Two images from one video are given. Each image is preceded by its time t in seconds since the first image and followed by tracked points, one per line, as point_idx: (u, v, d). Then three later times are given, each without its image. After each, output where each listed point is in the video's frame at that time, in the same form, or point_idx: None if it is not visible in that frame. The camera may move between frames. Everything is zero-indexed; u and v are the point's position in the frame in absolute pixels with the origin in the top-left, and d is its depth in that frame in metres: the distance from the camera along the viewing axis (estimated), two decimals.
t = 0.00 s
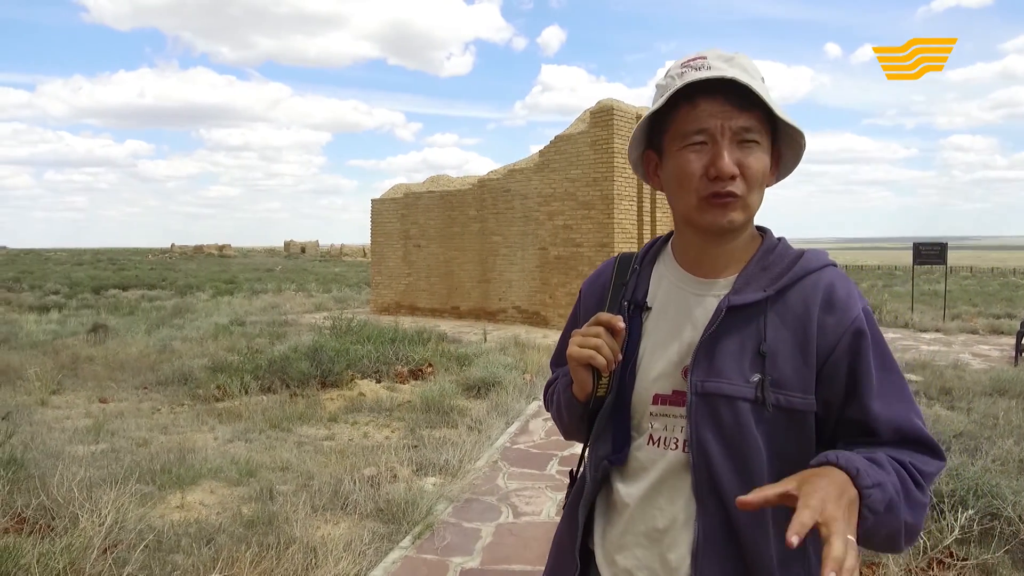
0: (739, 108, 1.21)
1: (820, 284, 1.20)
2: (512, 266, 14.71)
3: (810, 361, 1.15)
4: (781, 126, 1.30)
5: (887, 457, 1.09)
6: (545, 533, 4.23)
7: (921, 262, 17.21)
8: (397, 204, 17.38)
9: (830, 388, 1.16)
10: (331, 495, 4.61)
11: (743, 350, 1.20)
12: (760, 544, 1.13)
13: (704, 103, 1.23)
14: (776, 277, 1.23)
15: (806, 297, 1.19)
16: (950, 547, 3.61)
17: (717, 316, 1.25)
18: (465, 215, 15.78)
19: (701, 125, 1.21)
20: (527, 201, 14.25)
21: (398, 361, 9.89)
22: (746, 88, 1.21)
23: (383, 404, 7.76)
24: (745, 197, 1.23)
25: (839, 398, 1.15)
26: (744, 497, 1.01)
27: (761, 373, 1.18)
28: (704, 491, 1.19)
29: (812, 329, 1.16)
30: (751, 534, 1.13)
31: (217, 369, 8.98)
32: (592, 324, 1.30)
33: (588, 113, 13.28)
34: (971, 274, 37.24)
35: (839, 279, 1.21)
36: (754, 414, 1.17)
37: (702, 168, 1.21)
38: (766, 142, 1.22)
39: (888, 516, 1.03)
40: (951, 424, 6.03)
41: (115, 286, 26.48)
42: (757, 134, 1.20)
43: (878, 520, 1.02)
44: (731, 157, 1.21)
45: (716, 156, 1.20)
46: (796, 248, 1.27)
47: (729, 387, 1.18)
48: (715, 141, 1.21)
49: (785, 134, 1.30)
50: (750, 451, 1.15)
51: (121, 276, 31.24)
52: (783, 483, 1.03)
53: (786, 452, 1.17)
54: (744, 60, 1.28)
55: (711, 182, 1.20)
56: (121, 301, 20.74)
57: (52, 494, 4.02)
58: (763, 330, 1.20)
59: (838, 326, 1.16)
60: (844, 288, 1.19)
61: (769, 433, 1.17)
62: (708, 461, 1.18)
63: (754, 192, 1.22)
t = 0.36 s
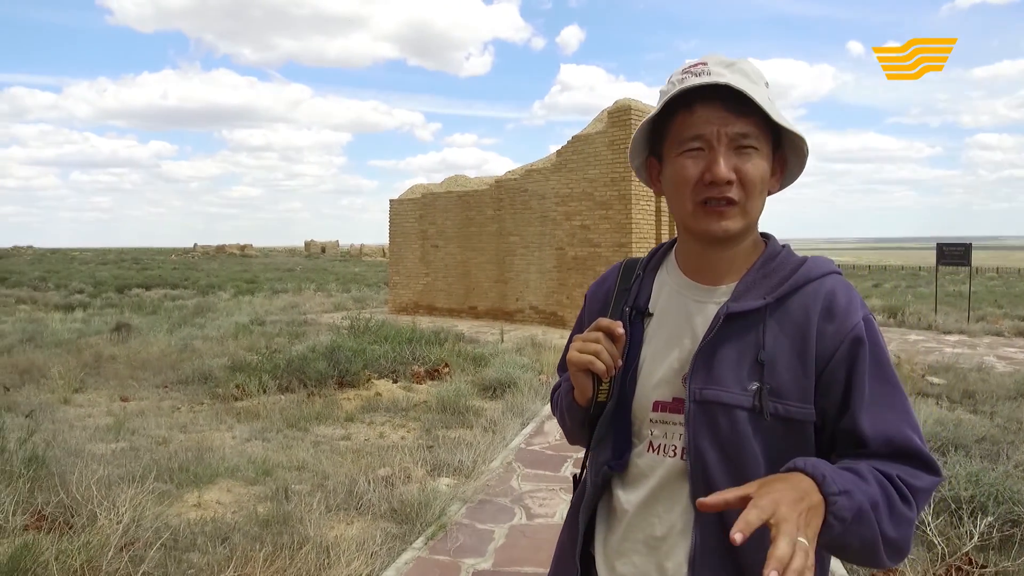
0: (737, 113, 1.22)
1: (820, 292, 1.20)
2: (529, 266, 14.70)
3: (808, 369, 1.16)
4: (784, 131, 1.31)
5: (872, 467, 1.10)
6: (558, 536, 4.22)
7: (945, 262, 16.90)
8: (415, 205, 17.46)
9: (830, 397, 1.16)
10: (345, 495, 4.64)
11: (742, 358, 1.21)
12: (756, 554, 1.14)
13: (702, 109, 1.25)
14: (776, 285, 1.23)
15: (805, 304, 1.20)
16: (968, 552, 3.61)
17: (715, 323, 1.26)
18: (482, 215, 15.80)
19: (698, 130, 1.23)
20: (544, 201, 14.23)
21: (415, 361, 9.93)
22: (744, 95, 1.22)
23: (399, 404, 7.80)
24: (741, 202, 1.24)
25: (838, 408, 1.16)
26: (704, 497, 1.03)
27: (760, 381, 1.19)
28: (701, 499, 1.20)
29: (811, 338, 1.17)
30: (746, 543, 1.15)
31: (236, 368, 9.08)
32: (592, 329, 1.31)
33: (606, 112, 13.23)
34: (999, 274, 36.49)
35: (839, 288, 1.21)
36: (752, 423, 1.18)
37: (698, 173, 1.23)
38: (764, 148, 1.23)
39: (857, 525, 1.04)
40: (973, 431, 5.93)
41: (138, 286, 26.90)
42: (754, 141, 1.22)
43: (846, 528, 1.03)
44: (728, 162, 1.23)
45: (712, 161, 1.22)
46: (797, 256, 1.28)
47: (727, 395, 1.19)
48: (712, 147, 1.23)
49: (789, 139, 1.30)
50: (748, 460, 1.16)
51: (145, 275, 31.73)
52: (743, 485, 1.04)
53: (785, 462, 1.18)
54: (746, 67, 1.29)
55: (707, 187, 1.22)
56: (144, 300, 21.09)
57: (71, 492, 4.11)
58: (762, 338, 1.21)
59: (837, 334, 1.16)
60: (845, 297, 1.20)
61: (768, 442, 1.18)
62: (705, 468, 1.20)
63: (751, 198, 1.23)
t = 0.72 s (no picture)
0: (742, 110, 1.22)
1: (828, 288, 1.19)
2: (550, 266, 14.70)
3: (815, 367, 1.16)
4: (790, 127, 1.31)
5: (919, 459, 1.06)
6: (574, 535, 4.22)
7: (974, 262, 16.57)
8: (436, 204, 17.56)
9: (837, 396, 1.16)
10: (363, 492, 4.69)
11: (748, 356, 1.21)
12: (763, 553, 1.14)
13: (708, 106, 1.25)
14: (783, 280, 1.23)
15: (812, 300, 1.19)
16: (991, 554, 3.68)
17: (721, 320, 1.26)
18: (503, 215, 15.83)
19: (703, 126, 1.23)
20: (565, 201, 14.21)
21: (435, 360, 10.00)
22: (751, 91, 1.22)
23: (419, 402, 7.86)
24: (746, 200, 1.24)
25: (847, 406, 1.15)
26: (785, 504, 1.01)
27: (765, 378, 1.18)
28: (705, 497, 1.21)
29: (817, 334, 1.17)
30: (752, 541, 1.15)
31: (258, 366, 9.23)
32: (597, 326, 1.32)
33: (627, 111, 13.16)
34: None
35: (848, 283, 1.21)
36: (758, 421, 1.18)
37: (704, 171, 1.23)
38: (768, 145, 1.23)
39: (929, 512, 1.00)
40: (998, 435, 5.84)
41: (165, 284, 27.47)
42: (760, 138, 1.22)
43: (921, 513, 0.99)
44: (733, 160, 1.23)
45: (717, 159, 1.22)
46: (805, 252, 1.27)
47: (732, 393, 1.19)
48: (717, 144, 1.23)
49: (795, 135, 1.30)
50: (752, 458, 1.16)
51: (173, 275, 32.36)
52: (822, 486, 1.03)
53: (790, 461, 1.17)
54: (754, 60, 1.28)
55: (713, 185, 1.23)
56: (171, 299, 21.52)
57: (95, 486, 4.23)
58: (769, 335, 1.20)
59: (845, 330, 1.15)
60: (852, 292, 1.19)
61: (773, 440, 1.18)
62: (710, 466, 1.20)
63: (757, 196, 1.23)
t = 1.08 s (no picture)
0: (733, 112, 1.23)
1: (821, 287, 1.19)
2: (562, 266, 14.70)
3: (808, 367, 1.15)
4: (780, 128, 1.32)
5: (917, 499, 1.03)
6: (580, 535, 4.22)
7: (991, 262, 16.35)
8: (448, 205, 17.62)
9: (832, 396, 1.15)
10: (372, 491, 4.72)
11: (741, 356, 1.21)
12: (755, 556, 1.14)
13: (701, 109, 1.26)
14: (777, 280, 1.23)
15: (805, 300, 1.19)
16: (1002, 556, 3.73)
17: (715, 319, 1.26)
18: (515, 215, 15.86)
19: (695, 128, 1.24)
20: (577, 201, 14.20)
21: (446, 360, 10.04)
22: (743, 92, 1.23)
23: (429, 402, 7.90)
24: (740, 204, 1.25)
25: (842, 405, 1.14)
26: None
27: (758, 377, 1.18)
28: (697, 497, 1.21)
29: (811, 334, 1.16)
30: (745, 542, 1.15)
31: (270, 366, 9.32)
32: (589, 327, 1.35)
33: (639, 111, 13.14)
34: None
35: (841, 282, 1.20)
36: (750, 420, 1.17)
37: (697, 173, 1.24)
38: (760, 146, 1.24)
39: None
40: (1012, 438, 5.77)
41: (181, 284, 27.80)
42: (752, 140, 1.23)
43: None
44: (726, 162, 1.24)
45: (710, 161, 1.23)
46: (797, 251, 1.27)
47: (725, 392, 1.19)
48: (711, 146, 1.24)
49: (785, 136, 1.31)
50: (745, 458, 1.16)
51: (189, 275, 32.71)
52: None
53: (784, 461, 1.17)
54: (744, 62, 1.30)
55: (707, 188, 1.23)
56: (186, 299, 21.78)
57: (107, 484, 4.31)
58: (762, 335, 1.20)
59: (839, 330, 1.15)
60: (846, 292, 1.18)
61: (766, 439, 1.17)
62: (702, 465, 1.20)
63: (749, 198, 1.24)
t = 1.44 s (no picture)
0: (717, 111, 1.23)
1: (799, 289, 1.19)
2: (565, 266, 14.70)
3: (785, 369, 1.16)
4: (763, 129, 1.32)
5: (846, 503, 1.10)
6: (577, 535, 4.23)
7: (996, 262, 16.30)
8: (452, 204, 17.65)
9: (807, 399, 1.16)
10: (370, 490, 4.74)
11: (719, 356, 1.21)
12: (730, 556, 1.15)
13: (684, 107, 1.26)
14: (755, 281, 1.24)
15: (784, 302, 1.19)
16: (997, 556, 3.76)
17: (694, 319, 1.26)
18: (519, 215, 15.87)
19: (678, 127, 1.24)
20: (580, 201, 14.19)
21: (448, 359, 10.06)
22: (726, 92, 1.23)
23: (430, 402, 7.92)
24: (720, 204, 1.26)
25: (816, 408, 1.16)
26: None
27: (736, 378, 1.19)
28: (675, 496, 1.22)
29: (789, 337, 1.16)
30: (720, 542, 1.16)
31: (273, 365, 9.36)
32: (570, 325, 1.38)
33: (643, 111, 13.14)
34: None
35: (819, 285, 1.21)
36: (727, 420, 1.18)
37: (679, 172, 1.24)
38: (743, 147, 1.24)
39: None
40: (1012, 438, 5.77)
41: (186, 284, 27.91)
42: (735, 140, 1.23)
43: None
44: (708, 162, 1.24)
45: (693, 160, 1.23)
46: (776, 252, 1.28)
47: (702, 392, 1.20)
48: (693, 146, 1.24)
49: (768, 138, 1.31)
50: (722, 458, 1.17)
51: (194, 275, 32.83)
52: None
53: (760, 461, 1.18)
54: (729, 62, 1.29)
55: (688, 187, 1.24)
56: (191, 298, 21.89)
57: (108, 482, 4.35)
58: (741, 335, 1.20)
59: (817, 335, 1.15)
60: (824, 295, 1.19)
61: (743, 440, 1.18)
62: (680, 465, 1.21)
63: (731, 197, 1.24)
